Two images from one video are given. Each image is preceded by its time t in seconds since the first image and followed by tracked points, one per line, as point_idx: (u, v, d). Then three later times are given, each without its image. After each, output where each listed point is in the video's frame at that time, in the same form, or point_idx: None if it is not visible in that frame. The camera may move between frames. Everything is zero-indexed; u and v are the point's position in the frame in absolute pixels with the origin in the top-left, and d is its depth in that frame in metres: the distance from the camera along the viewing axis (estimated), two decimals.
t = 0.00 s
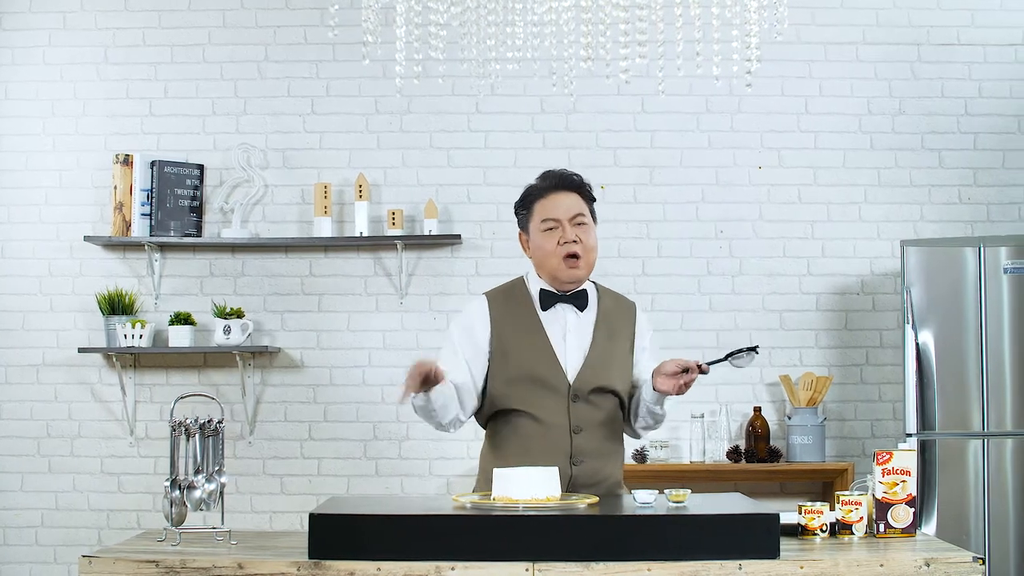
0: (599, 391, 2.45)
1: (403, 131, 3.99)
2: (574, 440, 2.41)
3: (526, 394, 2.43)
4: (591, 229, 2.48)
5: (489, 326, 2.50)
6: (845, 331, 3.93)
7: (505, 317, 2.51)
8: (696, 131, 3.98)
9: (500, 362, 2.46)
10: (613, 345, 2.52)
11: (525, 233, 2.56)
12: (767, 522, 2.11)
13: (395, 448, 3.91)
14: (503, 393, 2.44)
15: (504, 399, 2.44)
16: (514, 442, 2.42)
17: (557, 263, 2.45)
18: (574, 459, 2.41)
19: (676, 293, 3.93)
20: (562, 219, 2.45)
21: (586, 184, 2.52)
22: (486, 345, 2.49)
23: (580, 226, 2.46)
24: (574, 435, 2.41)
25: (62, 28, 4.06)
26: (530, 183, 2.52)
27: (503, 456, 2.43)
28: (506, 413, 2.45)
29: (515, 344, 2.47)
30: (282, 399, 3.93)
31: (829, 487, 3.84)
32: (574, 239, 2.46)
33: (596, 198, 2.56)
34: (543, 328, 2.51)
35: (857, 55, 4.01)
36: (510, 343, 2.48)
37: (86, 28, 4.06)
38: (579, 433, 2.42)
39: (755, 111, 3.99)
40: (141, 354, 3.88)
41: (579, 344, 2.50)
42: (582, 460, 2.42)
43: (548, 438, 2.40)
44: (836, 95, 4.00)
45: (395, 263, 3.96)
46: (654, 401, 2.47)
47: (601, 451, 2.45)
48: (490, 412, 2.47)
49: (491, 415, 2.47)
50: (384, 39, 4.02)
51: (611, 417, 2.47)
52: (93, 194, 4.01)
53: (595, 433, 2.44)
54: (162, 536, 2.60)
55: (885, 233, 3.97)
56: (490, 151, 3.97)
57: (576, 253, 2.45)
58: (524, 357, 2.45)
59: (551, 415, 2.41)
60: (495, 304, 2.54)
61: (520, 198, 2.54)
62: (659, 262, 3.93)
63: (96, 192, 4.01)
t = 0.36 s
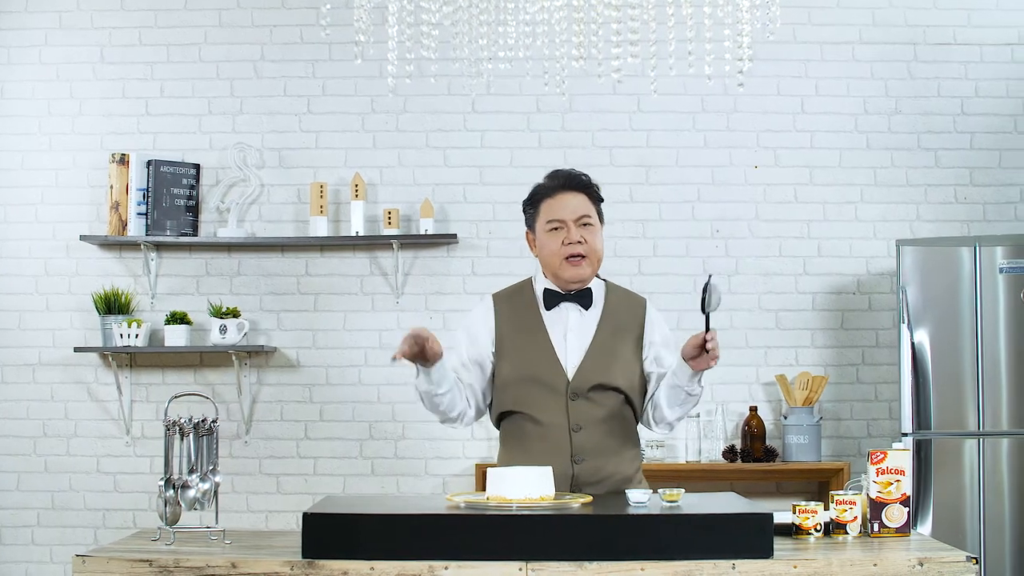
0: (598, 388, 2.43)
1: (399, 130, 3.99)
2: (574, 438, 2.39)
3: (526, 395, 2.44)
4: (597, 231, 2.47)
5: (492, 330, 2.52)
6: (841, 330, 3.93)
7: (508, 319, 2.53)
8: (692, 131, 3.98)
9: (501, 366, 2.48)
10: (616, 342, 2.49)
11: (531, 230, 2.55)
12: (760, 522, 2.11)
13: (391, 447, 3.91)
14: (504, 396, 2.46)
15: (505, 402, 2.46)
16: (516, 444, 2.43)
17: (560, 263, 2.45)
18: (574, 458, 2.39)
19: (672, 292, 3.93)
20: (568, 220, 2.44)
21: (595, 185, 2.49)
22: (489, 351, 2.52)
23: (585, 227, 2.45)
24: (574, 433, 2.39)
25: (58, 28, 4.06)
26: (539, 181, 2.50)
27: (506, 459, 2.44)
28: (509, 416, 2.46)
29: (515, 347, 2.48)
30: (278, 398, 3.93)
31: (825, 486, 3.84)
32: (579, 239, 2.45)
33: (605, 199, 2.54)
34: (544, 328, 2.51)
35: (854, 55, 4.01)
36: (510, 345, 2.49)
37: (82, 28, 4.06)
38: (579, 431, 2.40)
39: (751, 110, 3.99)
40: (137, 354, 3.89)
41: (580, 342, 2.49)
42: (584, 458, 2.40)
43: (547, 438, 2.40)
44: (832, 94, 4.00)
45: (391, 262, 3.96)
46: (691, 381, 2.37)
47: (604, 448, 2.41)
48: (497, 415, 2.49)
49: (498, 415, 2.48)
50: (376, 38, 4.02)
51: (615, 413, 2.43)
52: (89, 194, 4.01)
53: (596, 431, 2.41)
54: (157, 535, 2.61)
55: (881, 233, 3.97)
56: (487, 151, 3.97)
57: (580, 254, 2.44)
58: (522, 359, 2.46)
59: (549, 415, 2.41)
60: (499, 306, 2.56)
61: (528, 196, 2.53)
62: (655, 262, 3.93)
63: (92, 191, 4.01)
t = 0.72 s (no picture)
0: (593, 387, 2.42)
1: (394, 130, 3.99)
2: (567, 437, 2.39)
3: (522, 393, 2.44)
4: (596, 232, 2.52)
5: (493, 330, 2.53)
6: (837, 329, 3.93)
7: (509, 318, 2.53)
8: (688, 130, 3.98)
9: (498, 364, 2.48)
10: (613, 341, 2.47)
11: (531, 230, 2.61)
12: (754, 521, 2.11)
13: (387, 447, 3.91)
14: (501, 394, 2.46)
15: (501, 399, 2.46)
16: (510, 441, 2.44)
17: (558, 263, 2.51)
18: (567, 456, 2.39)
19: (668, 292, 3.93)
20: (566, 222, 2.48)
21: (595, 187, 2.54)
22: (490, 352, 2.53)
23: (584, 229, 2.49)
24: (566, 433, 2.39)
25: (55, 27, 4.06)
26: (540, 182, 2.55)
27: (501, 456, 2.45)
28: (506, 414, 2.47)
29: (513, 345, 2.49)
30: (274, 397, 3.93)
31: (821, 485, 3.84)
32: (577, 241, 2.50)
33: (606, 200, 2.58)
34: (542, 327, 2.51)
35: (850, 54, 4.01)
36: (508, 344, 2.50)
37: (78, 27, 4.06)
38: (572, 430, 2.40)
39: (746, 109, 3.99)
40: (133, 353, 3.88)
41: (577, 340, 2.49)
42: (577, 457, 2.39)
43: (540, 436, 2.40)
44: (828, 93, 4.00)
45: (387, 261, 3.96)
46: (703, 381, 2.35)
47: (597, 448, 2.40)
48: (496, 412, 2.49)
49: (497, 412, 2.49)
50: (368, 38, 4.02)
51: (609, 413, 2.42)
52: (85, 193, 4.01)
53: (589, 430, 2.40)
54: (151, 535, 2.62)
55: (877, 232, 3.97)
56: (482, 150, 3.97)
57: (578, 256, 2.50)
58: (519, 357, 2.46)
59: (543, 414, 2.41)
60: (500, 305, 2.55)
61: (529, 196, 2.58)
62: (650, 261, 3.93)
63: (88, 190, 4.01)
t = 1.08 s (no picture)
0: (583, 386, 2.41)
1: (391, 129, 3.99)
2: (555, 435, 2.39)
3: (515, 391, 2.43)
4: (591, 232, 2.44)
5: (487, 328, 2.53)
6: (833, 329, 3.93)
7: (504, 317, 2.53)
8: (684, 130, 3.98)
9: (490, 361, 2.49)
10: (606, 343, 2.47)
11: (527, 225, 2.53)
12: (747, 520, 2.10)
13: (383, 446, 3.91)
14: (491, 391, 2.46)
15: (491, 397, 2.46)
16: (500, 439, 2.44)
17: (551, 263, 2.44)
18: (554, 455, 2.38)
19: (663, 291, 3.93)
20: (561, 222, 2.41)
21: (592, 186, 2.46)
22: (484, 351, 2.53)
23: (579, 229, 2.42)
24: (555, 431, 2.39)
25: (51, 27, 4.06)
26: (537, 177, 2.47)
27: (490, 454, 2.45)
28: (497, 411, 2.46)
29: (504, 343, 2.49)
30: (271, 397, 3.94)
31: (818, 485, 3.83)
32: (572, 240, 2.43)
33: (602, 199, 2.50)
34: (536, 326, 2.51)
35: (846, 54, 4.01)
36: (499, 341, 2.50)
37: (74, 26, 4.07)
38: (561, 429, 2.39)
39: (743, 109, 3.99)
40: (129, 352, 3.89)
41: (569, 340, 2.50)
42: (564, 456, 2.38)
43: (528, 434, 2.40)
44: (824, 93, 3.99)
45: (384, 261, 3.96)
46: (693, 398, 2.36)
47: (585, 448, 2.40)
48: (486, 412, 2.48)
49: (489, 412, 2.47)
50: (360, 37, 4.02)
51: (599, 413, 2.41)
52: (81, 193, 4.01)
53: (578, 430, 2.40)
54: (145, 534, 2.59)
55: (873, 232, 3.96)
56: (479, 150, 3.97)
57: (572, 256, 2.43)
58: (511, 355, 2.46)
59: (534, 412, 2.40)
60: (496, 305, 2.56)
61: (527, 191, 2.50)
62: (646, 260, 3.93)
63: (84, 190, 4.01)
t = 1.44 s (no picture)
0: (576, 386, 2.41)
1: (387, 129, 3.99)
2: (550, 435, 2.39)
3: (508, 393, 2.43)
4: (582, 237, 2.44)
5: (478, 330, 2.52)
6: (829, 329, 3.93)
7: (494, 319, 2.52)
8: (680, 129, 3.98)
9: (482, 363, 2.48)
10: (599, 342, 2.47)
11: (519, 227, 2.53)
12: (741, 519, 2.10)
13: (379, 446, 3.91)
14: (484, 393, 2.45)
15: (485, 398, 2.45)
16: (495, 440, 2.44)
17: (540, 265, 2.44)
18: (550, 455, 2.39)
19: (659, 291, 3.93)
20: (552, 224, 2.40)
21: (587, 191, 2.46)
22: (476, 353, 2.52)
23: (570, 232, 2.42)
24: (550, 431, 2.39)
25: (48, 26, 4.06)
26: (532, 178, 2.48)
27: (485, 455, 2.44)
28: (491, 414, 2.46)
29: (496, 345, 2.48)
30: (267, 396, 3.94)
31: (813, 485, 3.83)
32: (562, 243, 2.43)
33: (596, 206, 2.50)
34: (527, 327, 2.51)
35: (843, 53, 4.01)
36: (490, 343, 2.49)
37: (71, 26, 4.07)
38: (555, 429, 2.39)
39: (739, 108, 3.99)
40: (126, 351, 3.89)
41: (561, 341, 2.49)
42: (560, 455, 2.39)
43: (523, 435, 2.40)
44: (821, 92, 3.99)
45: (380, 261, 3.96)
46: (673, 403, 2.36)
47: (580, 447, 2.40)
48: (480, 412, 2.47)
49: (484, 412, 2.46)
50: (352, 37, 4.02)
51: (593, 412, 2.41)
52: (78, 192, 4.02)
53: (573, 429, 2.40)
54: (139, 534, 2.60)
55: (869, 231, 3.96)
56: (475, 149, 3.97)
57: (561, 259, 2.43)
58: (503, 356, 2.46)
59: (528, 414, 2.40)
60: (486, 306, 2.55)
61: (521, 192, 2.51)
62: (642, 260, 3.93)
63: (80, 189, 4.02)
